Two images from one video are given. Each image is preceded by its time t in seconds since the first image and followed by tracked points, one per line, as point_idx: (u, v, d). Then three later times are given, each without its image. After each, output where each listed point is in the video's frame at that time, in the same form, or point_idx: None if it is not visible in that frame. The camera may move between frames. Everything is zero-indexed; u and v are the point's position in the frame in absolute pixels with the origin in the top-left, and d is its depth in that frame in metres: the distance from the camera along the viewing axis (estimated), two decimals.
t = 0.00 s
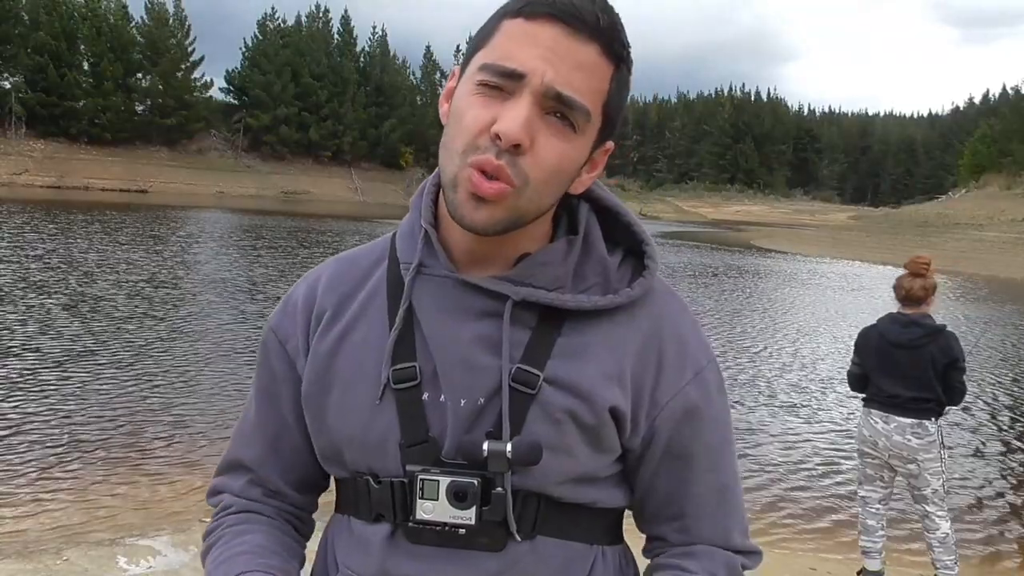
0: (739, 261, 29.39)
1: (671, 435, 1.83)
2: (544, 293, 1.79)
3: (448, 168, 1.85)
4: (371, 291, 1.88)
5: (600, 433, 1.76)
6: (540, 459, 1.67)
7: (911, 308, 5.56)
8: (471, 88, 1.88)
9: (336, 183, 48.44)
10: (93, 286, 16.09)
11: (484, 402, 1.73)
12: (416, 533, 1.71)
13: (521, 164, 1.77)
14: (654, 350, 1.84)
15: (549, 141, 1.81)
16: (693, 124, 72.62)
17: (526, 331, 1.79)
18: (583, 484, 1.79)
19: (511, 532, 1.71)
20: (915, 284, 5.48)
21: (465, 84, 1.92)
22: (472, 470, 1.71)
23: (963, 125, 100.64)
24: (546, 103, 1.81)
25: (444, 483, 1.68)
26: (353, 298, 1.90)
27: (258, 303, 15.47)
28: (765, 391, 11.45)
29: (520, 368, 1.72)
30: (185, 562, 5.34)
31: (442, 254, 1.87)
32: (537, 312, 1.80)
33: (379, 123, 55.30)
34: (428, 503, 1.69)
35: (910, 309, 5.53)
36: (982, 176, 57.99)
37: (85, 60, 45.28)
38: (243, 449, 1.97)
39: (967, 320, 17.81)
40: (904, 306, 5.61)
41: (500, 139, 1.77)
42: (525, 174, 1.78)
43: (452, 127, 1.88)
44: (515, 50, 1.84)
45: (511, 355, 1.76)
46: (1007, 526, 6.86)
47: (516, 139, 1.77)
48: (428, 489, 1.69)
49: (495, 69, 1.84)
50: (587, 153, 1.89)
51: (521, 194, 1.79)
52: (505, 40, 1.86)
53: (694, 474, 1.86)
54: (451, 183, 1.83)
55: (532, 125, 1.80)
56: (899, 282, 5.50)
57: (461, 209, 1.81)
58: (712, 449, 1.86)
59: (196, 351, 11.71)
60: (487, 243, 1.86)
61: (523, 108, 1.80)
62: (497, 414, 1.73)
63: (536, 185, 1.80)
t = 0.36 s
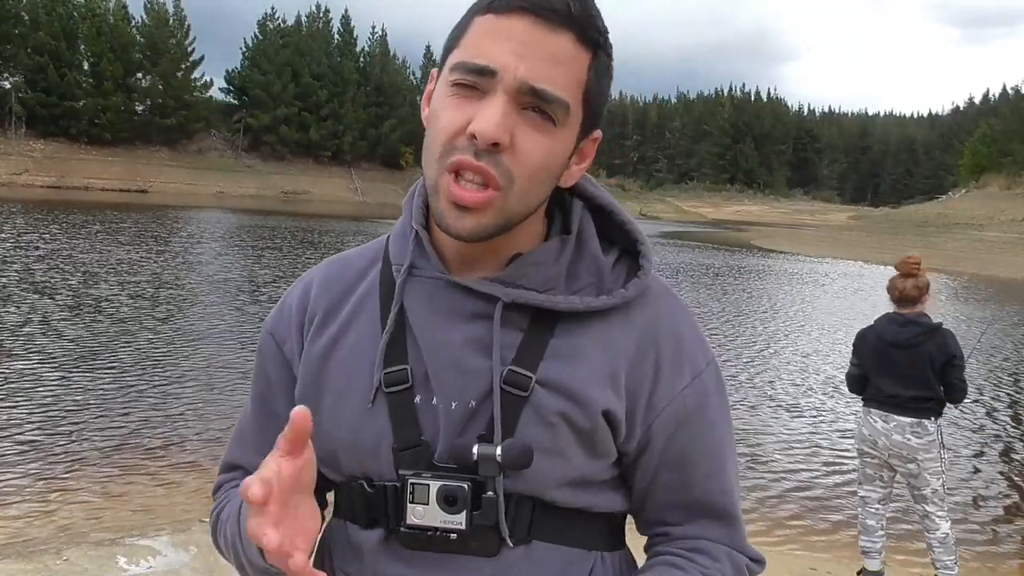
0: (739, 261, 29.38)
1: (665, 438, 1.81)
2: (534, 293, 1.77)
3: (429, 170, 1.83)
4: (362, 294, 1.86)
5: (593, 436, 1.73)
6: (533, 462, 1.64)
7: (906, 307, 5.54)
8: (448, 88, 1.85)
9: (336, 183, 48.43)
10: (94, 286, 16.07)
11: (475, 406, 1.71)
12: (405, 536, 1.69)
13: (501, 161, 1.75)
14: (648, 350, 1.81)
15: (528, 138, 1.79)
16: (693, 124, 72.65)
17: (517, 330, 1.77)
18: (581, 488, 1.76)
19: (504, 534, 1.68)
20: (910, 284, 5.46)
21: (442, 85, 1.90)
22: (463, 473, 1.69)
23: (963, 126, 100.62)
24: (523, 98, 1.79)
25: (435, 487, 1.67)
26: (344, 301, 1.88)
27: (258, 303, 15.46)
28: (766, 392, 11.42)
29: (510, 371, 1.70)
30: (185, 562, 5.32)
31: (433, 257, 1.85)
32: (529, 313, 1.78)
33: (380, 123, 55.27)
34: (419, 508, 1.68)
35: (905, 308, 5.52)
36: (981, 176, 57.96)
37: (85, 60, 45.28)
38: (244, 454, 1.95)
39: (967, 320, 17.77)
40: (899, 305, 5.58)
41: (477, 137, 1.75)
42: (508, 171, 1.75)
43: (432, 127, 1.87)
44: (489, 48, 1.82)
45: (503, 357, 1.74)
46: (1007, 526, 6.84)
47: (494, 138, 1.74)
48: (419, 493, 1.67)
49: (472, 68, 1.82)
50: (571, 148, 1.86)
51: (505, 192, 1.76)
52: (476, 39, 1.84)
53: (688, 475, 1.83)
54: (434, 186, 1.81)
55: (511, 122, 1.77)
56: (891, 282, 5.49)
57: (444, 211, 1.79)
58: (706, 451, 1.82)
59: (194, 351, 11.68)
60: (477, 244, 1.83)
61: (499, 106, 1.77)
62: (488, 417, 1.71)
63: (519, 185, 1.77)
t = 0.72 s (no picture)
0: (738, 261, 29.41)
1: (664, 434, 1.80)
2: (534, 290, 1.77)
3: (420, 168, 1.83)
4: (361, 295, 1.86)
5: (594, 433, 1.73)
6: (535, 463, 1.64)
7: (905, 307, 5.53)
8: (434, 86, 1.86)
9: (336, 183, 48.43)
10: (95, 286, 16.10)
11: (476, 405, 1.71)
12: (409, 538, 1.70)
13: (489, 156, 1.75)
14: (643, 346, 1.80)
15: (517, 130, 1.79)
16: (692, 124, 72.66)
17: (516, 331, 1.77)
18: (585, 487, 1.76)
19: (509, 535, 1.69)
20: (909, 285, 5.45)
21: (428, 84, 1.90)
22: (465, 475, 1.69)
23: (963, 125, 100.64)
24: (509, 90, 1.79)
25: (438, 489, 1.67)
26: (343, 301, 1.88)
27: (258, 303, 15.49)
28: (765, 391, 11.42)
29: (511, 370, 1.70)
30: (185, 562, 5.32)
31: (429, 257, 1.85)
32: (526, 313, 1.78)
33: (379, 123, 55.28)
34: (423, 510, 1.68)
35: (902, 309, 5.52)
36: (981, 176, 57.96)
37: (85, 60, 45.28)
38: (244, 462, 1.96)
39: (967, 320, 17.78)
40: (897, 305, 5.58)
41: (465, 132, 1.75)
42: (497, 167, 1.75)
43: (419, 127, 1.88)
44: (471, 43, 1.82)
45: (502, 357, 1.74)
46: (1007, 525, 6.86)
47: (482, 132, 1.75)
48: (423, 496, 1.68)
49: (456, 64, 1.82)
50: (562, 139, 1.86)
51: (496, 186, 1.77)
52: (460, 36, 1.84)
53: (687, 467, 1.82)
54: (426, 184, 1.81)
55: (497, 115, 1.77)
56: (887, 284, 5.51)
57: (437, 208, 1.79)
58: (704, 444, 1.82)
59: (194, 351, 11.69)
60: (469, 241, 1.84)
61: (486, 99, 1.78)
62: (491, 417, 1.71)
63: (509, 177, 1.77)
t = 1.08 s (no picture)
0: (738, 261, 29.42)
1: (647, 440, 1.79)
2: (517, 296, 1.75)
3: (406, 175, 1.83)
4: (349, 299, 1.86)
5: (578, 441, 1.72)
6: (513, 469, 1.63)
7: (904, 308, 5.52)
8: (414, 90, 1.85)
9: (335, 183, 48.39)
10: (96, 286, 16.13)
11: (459, 411, 1.70)
12: (390, 540, 1.69)
13: (471, 162, 1.75)
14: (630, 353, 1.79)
15: (495, 132, 1.78)
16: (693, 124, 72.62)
17: (503, 335, 1.75)
18: (568, 493, 1.76)
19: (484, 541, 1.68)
20: (908, 285, 5.44)
21: (410, 88, 1.89)
22: (444, 477, 1.68)
23: (963, 126, 100.53)
24: (487, 95, 1.78)
25: (417, 492, 1.66)
26: (334, 303, 1.88)
27: (258, 303, 15.51)
28: (765, 391, 11.42)
29: (495, 375, 1.69)
30: (185, 562, 5.31)
31: (417, 260, 1.84)
32: (512, 316, 1.77)
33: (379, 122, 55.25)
34: (402, 513, 1.67)
35: (901, 309, 5.50)
36: (981, 176, 57.88)
37: (85, 60, 45.26)
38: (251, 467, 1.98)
39: (968, 320, 17.75)
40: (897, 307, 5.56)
41: (446, 139, 1.75)
42: (479, 173, 1.75)
43: (404, 133, 1.87)
44: (447, 45, 1.81)
45: (487, 361, 1.72)
46: (1006, 524, 6.85)
47: (460, 138, 1.74)
48: (402, 499, 1.67)
49: (436, 69, 1.81)
50: (545, 141, 1.85)
51: (478, 194, 1.77)
52: (439, 39, 1.83)
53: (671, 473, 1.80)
54: (412, 192, 1.81)
55: (477, 119, 1.77)
56: (887, 284, 5.49)
57: (422, 214, 1.79)
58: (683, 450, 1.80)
59: (194, 351, 11.68)
60: (456, 249, 1.84)
61: (465, 103, 1.77)
62: (474, 421, 1.70)
63: (492, 184, 1.77)
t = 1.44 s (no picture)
0: (737, 261, 29.47)
1: (657, 432, 1.88)
2: (547, 298, 1.80)
3: (442, 180, 1.84)
4: (366, 297, 1.86)
5: (602, 434, 1.79)
6: (553, 464, 1.70)
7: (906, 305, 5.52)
8: (448, 99, 1.86)
9: (335, 183, 48.40)
10: (95, 286, 16.16)
11: (490, 409, 1.75)
12: (429, 537, 1.73)
13: (518, 170, 1.79)
14: (648, 347, 1.86)
15: (540, 140, 1.83)
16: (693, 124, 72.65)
17: (528, 334, 1.80)
18: (587, 482, 1.84)
19: (518, 534, 1.74)
20: (910, 284, 5.44)
21: (441, 98, 1.89)
22: (483, 477, 1.73)
23: (963, 126, 100.46)
24: (529, 101, 1.82)
25: (459, 491, 1.71)
26: (348, 300, 1.88)
27: (258, 303, 15.58)
28: (764, 391, 11.48)
29: (525, 373, 1.73)
30: (185, 562, 5.36)
31: (441, 261, 1.85)
32: (537, 316, 1.81)
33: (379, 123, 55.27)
34: (442, 511, 1.72)
35: (902, 307, 5.52)
36: (981, 176, 57.89)
37: (85, 60, 45.23)
38: (236, 466, 1.96)
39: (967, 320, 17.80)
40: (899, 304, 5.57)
41: (493, 149, 1.78)
42: (526, 180, 1.80)
43: (437, 142, 1.88)
44: (482, 55, 1.83)
45: (516, 360, 1.77)
46: (1004, 524, 6.91)
47: (509, 149, 1.78)
48: (443, 497, 1.72)
49: (473, 77, 1.82)
50: (574, 143, 1.91)
51: (525, 202, 1.82)
52: (472, 48, 1.85)
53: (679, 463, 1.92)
54: (452, 201, 1.83)
55: (521, 126, 1.81)
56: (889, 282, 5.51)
57: (465, 222, 1.82)
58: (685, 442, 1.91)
59: (196, 351, 11.76)
60: (489, 254, 1.87)
61: (510, 114, 1.80)
62: (504, 417, 1.76)
63: (537, 188, 1.82)
